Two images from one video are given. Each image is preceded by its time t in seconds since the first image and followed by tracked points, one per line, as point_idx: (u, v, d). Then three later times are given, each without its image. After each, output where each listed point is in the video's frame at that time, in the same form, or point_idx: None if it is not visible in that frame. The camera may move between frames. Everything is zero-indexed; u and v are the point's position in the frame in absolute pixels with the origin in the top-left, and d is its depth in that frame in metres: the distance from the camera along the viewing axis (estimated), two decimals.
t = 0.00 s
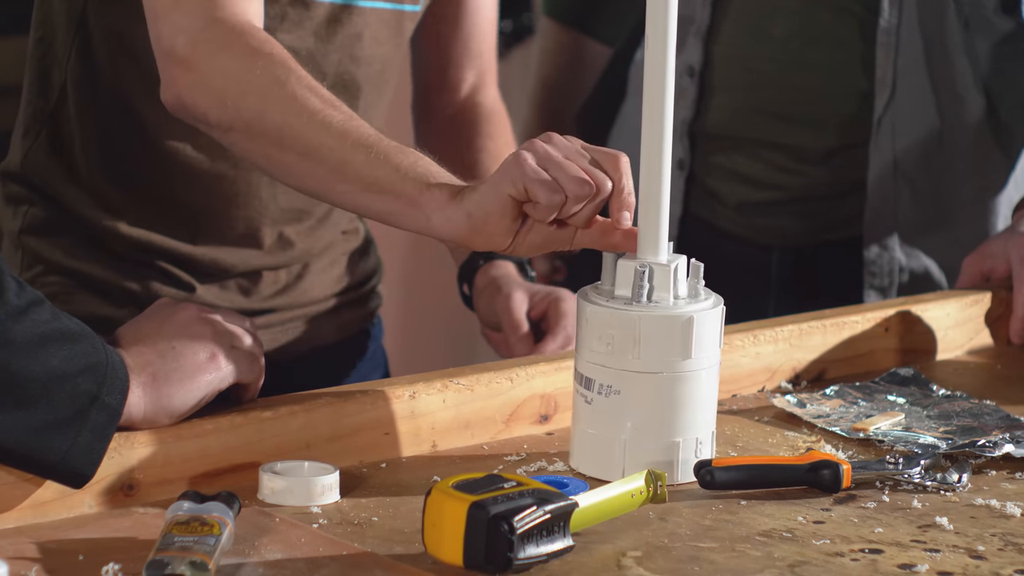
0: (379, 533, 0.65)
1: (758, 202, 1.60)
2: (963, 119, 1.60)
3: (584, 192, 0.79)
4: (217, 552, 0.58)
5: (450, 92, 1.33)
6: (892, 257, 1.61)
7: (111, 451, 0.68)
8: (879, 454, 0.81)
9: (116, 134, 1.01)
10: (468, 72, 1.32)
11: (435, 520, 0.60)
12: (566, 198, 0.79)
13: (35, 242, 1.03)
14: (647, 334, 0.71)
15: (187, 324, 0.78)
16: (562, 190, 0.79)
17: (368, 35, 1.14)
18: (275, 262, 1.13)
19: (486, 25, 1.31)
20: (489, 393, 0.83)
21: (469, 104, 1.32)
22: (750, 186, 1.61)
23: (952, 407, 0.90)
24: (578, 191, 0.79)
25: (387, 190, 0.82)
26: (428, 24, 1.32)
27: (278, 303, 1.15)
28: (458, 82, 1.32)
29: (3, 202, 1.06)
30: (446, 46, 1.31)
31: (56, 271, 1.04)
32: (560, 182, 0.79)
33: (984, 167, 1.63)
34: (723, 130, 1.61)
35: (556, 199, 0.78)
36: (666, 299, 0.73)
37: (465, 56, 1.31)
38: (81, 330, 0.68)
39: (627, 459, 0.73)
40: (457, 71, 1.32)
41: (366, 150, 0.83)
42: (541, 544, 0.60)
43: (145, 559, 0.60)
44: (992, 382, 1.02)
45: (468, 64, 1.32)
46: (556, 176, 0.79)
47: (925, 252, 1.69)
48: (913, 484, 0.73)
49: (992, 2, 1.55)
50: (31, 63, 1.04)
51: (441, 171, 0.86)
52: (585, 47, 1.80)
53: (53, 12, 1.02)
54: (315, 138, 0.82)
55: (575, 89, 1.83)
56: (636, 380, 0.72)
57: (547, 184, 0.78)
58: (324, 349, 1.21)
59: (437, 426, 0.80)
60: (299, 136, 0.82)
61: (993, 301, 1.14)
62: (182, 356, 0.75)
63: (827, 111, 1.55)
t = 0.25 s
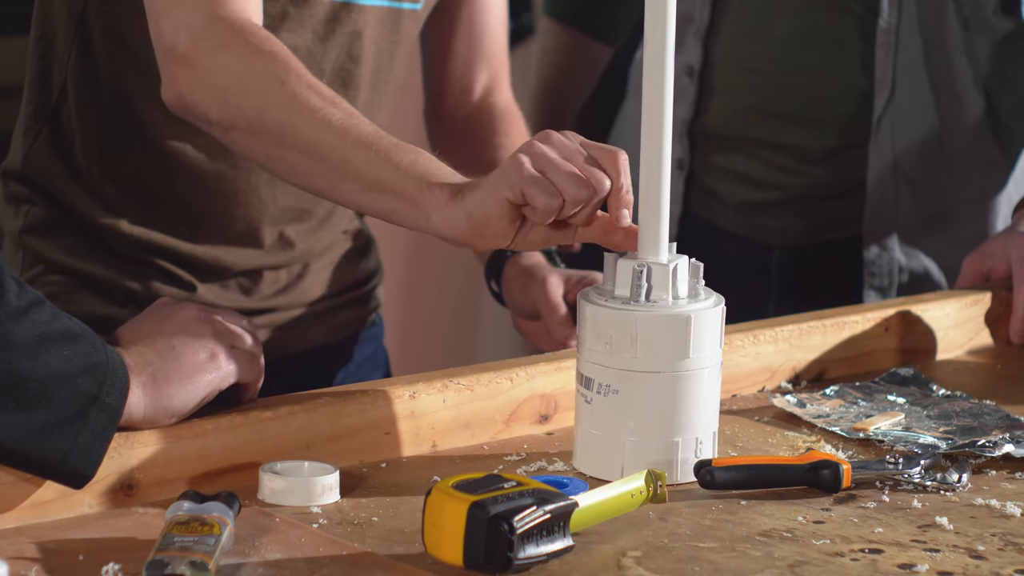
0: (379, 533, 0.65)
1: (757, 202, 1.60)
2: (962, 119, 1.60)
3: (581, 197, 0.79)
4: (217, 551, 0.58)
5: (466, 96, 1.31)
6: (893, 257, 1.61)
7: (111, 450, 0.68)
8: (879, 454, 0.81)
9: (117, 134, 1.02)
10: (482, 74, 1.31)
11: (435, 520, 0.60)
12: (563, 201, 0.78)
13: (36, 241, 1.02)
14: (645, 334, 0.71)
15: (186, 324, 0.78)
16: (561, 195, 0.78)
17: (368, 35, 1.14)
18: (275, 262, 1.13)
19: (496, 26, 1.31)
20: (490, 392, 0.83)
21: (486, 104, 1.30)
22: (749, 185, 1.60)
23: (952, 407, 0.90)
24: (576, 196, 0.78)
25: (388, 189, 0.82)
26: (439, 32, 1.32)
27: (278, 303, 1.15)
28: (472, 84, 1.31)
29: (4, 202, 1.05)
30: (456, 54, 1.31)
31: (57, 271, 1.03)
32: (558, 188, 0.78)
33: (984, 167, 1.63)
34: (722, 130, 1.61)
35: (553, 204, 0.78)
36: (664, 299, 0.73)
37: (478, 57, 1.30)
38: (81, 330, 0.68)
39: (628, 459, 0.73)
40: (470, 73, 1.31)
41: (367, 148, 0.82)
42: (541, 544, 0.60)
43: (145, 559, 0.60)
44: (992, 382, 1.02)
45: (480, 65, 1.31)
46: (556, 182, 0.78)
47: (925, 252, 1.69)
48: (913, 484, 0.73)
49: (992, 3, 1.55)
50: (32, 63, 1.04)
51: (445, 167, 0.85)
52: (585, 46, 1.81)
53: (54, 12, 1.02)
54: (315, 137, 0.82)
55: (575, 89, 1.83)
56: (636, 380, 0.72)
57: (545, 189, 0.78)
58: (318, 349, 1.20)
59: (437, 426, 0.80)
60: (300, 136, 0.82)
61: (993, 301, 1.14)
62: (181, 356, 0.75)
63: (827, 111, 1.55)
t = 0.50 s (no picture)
0: (379, 533, 0.65)
1: (757, 202, 1.59)
2: (962, 120, 1.60)
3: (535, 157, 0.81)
4: (217, 551, 0.58)
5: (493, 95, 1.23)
6: (892, 257, 1.64)
7: (111, 451, 0.68)
8: (879, 454, 0.81)
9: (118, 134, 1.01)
10: (506, 75, 1.23)
11: (435, 520, 0.60)
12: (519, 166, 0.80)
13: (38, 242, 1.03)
14: (645, 334, 0.71)
15: (185, 323, 0.77)
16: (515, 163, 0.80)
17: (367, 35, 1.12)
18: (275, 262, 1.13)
19: (519, 20, 1.24)
20: (489, 392, 0.83)
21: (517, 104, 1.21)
22: (749, 185, 1.60)
23: (952, 407, 0.90)
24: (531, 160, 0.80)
25: (355, 173, 0.83)
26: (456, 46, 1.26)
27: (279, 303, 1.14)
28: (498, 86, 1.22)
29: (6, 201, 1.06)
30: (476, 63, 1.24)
31: (59, 271, 1.03)
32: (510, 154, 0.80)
33: (983, 168, 1.63)
34: (722, 130, 1.61)
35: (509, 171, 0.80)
36: (664, 299, 0.73)
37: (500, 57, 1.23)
38: (82, 332, 0.68)
39: (628, 459, 0.73)
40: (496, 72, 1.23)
41: (333, 133, 0.82)
42: (541, 544, 0.60)
43: (144, 559, 0.60)
44: (992, 382, 1.02)
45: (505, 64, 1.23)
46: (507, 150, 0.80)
47: (926, 252, 1.69)
48: (913, 484, 0.73)
49: (991, 3, 1.55)
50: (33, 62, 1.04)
51: (409, 137, 0.85)
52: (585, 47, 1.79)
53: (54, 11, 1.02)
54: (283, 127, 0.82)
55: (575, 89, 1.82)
56: (636, 380, 0.72)
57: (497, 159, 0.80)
58: (321, 350, 1.18)
59: (437, 426, 0.80)
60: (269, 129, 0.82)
61: (993, 301, 1.14)
62: (182, 356, 0.75)
63: (827, 111, 1.55)
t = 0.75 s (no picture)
0: (379, 533, 0.65)
1: (758, 201, 1.60)
2: (962, 120, 1.60)
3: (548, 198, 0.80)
4: (217, 551, 0.58)
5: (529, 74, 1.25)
6: (891, 258, 1.61)
7: (111, 451, 0.68)
8: (879, 454, 0.81)
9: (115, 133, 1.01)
10: (539, 53, 1.24)
11: (435, 520, 0.60)
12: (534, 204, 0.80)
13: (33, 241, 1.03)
14: (645, 334, 0.71)
15: (183, 323, 0.77)
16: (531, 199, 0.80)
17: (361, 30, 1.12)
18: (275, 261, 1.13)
19: None
20: (489, 392, 0.83)
21: (551, 82, 1.23)
22: (750, 186, 1.61)
23: (952, 407, 0.90)
24: (547, 202, 0.80)
25: (354, 180, 0.84)
26: (485, 23, 1.28)
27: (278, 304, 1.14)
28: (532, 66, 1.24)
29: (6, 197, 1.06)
30: (505, 44, 1.26)
31: (52, 270, 1.03)
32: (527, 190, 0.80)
33: (982, 169, 1.62)
34: (723, 130, 1.61)
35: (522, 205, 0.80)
36: (664, 299, 0.73)
37: (532, 38, 1.25)
38: (81, 332, 0.68)
39: (627, 459, 0.73)
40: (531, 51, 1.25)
41: (333, 140, 0.84)
42: (541, 544, 0.60)
43: (144, 559, 0.60)
44: (991, 382, 1.02)
45: (539, 41, 1.24)
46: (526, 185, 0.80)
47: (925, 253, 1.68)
48: (913, 484, 0.73)
49: (990, 3, 1.55)
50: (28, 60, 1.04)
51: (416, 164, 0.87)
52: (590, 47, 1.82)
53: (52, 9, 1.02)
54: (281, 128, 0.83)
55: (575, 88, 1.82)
56: (636, 380, 0.72)
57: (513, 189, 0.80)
58: (316, 352, 1.18)
59: (437, 426, 0.80)
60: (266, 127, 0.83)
61: (992, 301, 1.14)
62: (181, 356, 0.75)
63: (826, 111, 1.55)
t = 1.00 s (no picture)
0: (380, 533, 0.65)
1: (758, 203, 1.59)
2: (961, 121, 1.61)
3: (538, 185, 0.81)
4: (217, 551, 0.58)
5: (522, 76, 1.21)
6: (891, 259, 1.62)
7: (111, 451, 0.68)
8: (879, 454, 0.81)
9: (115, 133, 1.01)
10: (536, 57, 1.21)
11: (435, 520, 0.60)
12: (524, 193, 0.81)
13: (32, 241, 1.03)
14: (645, 334, 0.71)
15: (183, 324, 0.77)
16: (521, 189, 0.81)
17: (362, 32, 1.11)
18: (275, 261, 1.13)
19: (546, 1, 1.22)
20: (489, 392, 0.83)
21: (544, 86, 1.20)
22: (750, 186, 1.60)
23: (952, 407, 0.90)
24: (538, 188, 0.81)
25: (361, 186, 0.83)
26: (481, 27, 1.24)
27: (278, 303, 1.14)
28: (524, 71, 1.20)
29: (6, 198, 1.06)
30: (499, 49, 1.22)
31: (54, 270, 1.03)
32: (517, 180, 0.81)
33: (982, 169, 1.63)
34: (723, 131, 1.60)
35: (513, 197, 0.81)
36: (664, 299, 0.73)
37: (527, 42, 1.21)
38: (81, 333, 0.68)
39: (628, 459, 0.73)
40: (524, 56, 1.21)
41: (339, 144, 0.83)
42: (541, 544, 0.60)
43: (144, 559, 0.60)
44: (992, 382, 1.02)
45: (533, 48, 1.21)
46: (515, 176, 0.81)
47: (925, 253, 1.68)
48: (913, 484, 0.73)
49: (990, 4, 1.55)
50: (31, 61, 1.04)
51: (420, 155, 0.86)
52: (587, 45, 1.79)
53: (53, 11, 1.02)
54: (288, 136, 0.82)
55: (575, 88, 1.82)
56: (636, 380, 0.72)
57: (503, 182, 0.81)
58: (320, 351, 1.18)
59: (437, 426, 0.80)
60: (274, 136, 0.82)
61: (992, 301, 1.14)
62: (180, 356, 0.75)
63: (826, 111, 1.55)
